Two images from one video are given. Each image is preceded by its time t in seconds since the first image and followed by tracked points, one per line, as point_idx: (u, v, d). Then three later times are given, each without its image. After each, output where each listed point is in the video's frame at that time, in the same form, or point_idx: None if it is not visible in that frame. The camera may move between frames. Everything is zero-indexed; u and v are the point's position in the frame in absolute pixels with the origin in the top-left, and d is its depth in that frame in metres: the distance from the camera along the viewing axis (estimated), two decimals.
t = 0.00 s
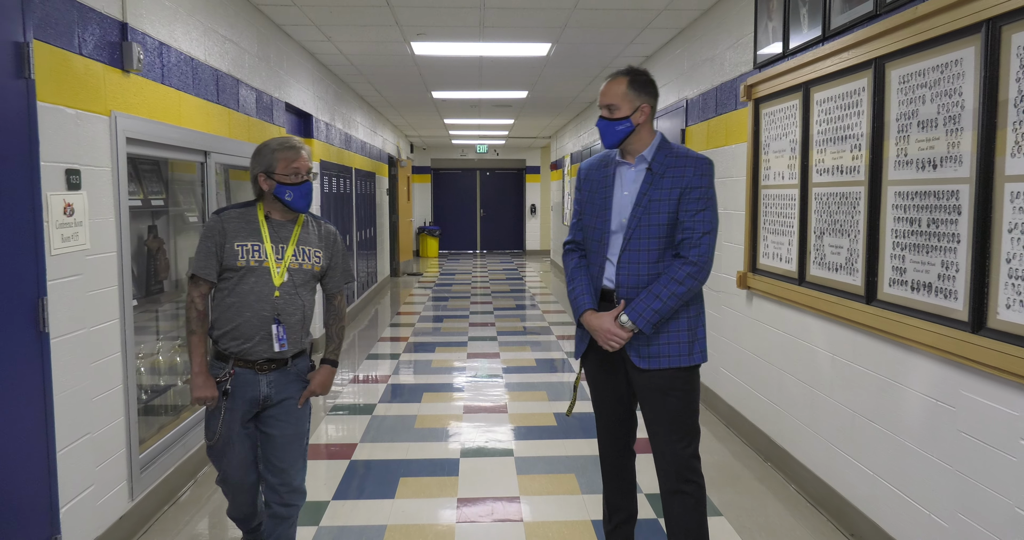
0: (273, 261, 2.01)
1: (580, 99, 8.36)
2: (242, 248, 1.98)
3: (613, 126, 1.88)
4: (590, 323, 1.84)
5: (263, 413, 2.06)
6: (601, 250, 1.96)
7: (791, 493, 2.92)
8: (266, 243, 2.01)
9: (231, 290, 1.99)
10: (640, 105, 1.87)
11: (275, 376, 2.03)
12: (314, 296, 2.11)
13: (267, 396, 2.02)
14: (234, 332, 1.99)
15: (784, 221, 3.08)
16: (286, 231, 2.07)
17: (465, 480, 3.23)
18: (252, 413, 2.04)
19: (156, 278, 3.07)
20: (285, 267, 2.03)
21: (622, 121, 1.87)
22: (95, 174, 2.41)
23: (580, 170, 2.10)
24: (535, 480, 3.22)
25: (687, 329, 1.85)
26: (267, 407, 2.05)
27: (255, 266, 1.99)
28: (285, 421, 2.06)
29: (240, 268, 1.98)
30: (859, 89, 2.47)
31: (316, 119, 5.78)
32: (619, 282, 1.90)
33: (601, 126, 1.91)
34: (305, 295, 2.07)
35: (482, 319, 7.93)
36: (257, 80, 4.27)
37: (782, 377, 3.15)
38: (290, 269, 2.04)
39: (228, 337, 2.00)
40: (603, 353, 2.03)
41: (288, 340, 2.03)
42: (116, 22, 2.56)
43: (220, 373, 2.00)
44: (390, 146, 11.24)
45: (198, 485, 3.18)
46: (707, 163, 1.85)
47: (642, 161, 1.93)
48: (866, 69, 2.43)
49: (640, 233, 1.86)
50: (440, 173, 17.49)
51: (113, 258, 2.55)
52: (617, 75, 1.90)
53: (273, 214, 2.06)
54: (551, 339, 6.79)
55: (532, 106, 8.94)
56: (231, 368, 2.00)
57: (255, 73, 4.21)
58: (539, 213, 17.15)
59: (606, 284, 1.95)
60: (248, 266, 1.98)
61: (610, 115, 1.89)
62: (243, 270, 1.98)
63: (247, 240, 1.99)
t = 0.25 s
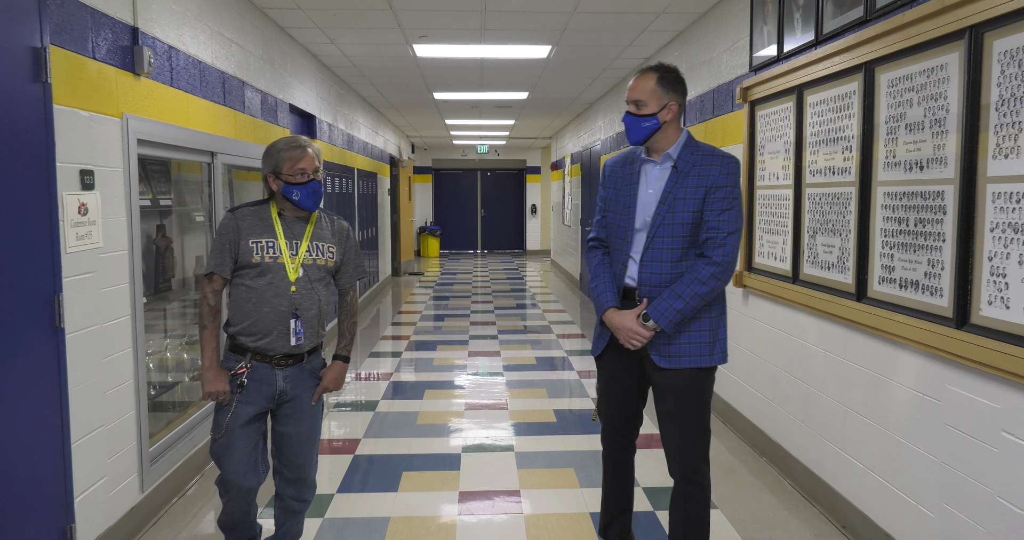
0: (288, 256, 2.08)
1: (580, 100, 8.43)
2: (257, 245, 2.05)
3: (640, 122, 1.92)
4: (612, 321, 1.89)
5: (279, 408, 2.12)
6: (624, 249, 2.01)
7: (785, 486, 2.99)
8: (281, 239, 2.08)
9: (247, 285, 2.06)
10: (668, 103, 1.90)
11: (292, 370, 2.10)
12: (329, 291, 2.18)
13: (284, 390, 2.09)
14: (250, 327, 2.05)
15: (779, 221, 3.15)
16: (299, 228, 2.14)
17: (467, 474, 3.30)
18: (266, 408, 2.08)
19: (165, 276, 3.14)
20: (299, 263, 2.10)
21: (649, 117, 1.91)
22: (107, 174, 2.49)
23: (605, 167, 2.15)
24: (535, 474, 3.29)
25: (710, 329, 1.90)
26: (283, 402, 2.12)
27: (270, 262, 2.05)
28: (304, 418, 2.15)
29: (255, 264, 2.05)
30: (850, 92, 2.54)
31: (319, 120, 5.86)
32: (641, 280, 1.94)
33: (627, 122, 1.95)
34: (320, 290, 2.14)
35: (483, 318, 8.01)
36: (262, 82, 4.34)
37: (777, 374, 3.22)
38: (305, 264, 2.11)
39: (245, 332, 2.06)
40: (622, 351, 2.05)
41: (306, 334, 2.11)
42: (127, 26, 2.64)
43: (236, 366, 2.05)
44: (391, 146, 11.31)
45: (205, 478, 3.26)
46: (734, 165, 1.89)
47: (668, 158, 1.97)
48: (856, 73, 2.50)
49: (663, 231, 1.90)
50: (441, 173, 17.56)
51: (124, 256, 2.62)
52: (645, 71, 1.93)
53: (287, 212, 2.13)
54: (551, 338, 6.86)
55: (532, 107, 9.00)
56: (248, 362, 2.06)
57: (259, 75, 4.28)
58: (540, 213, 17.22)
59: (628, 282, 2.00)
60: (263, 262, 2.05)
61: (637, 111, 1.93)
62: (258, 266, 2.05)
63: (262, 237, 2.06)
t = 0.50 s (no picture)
0: (299, 252, 2.15)
1: (581, 101, 8.49)
2: (269, 240, 2.12)
3: (664, 123, 1.97)
4: (632, 318, 1.92)
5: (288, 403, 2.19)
6: (646, 248, 2.04)
7: (780, 481, 3.06)
8: (292, 235, 2.15)
9: (258, 280, 2.11)
10: (692, 104, 1.96)
11: (301, 365, 2.16)
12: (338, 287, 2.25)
13: (294, 385, 2.15)
14: (262, 321, 2.10)
15: (774, 221, 3.22)
16: (309, 225, 2.22)
17: (468, 469, 3.38)
18: (277, 401, 2.14)
19: (174, 274, 3.22)
20: (310, 259, 2.17)
21: (673, 118, 1.96)
22: (120, 175, 2.56)
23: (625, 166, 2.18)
24: (535, 468, 3.36)
25: (729, 330, 1.94)
26: (292, 398, 2.19)
27: (281, 257, 2.12)
28: (312, 413, 2.22)
29: (267, 259, 2.11)
30: (842, 95, 2.61)
31: (323, 121, 5.93)
32: (662, 279, 1.98)
33: (651, 123, 2.00)
34: (330, 286, 2.21)
35: (485, 317, 8.08)
36: (268, 83, 4.41)
37: (773, 371, 3.29)
38: (315, 260, 2.18)
39: (256, 327, 2.10)
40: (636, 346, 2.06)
41: (316, 328, 2.16)
42: (138, 31, 2.71)
43: (247, 359, 2.10)
44: (393, 146, 11.38)
45: (212, 471, 3.34)
46: (757, 168, 1.93)
47: (691, 159, 2.02)
48: (848, 77, 2.57)
49: (686, 231, 1.94)
50: (443, 173, 17.63)
51: (136, 254, 2.69)
52: (669, 73, 1.98)
53: (298, 209, 2.20)
54: (551, 337, 6.94)
55: (534, 108, 9.06)
56: (259, 355, 2.10)
57: (265, 77, 4.35)
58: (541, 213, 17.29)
59: (649, 280, 2.03)
60: (275, 257, 2.11)
61: (662, 112, 1.98)
62: (271, 260, 2.11)
63: (274, 232, 2.13)
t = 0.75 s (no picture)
0: (303, 250, 2.22)
1: (581, 102, 8.56)
2: (274, 237, 2.19)
3: (674, 125, 1.98)
4: (642, 318, 1.92)
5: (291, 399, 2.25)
6: (655, 249, 2.04)
7: (773, 474, 3.13)
8: (296, 234, 2.22)
9: (264, 277, 2.18)
10: (701, 107, 1.96)
11: (305, 363, 2.23)
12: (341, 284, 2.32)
13: (297, 382, 2.21)
14: (267, 318, 2.17)
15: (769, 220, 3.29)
16: (313, 224, 2.29)
17: (470, 463, 3.45)
18: (280, 397, 2.21)
19: (182, 273, 3.30)
20: (313, 256, 2.23)
21: (683, 121, 1.97)
22: (131, 175, 2.64)
23: (630, 167, 2.17)
24: (535, 462, 3.44)
25: (735, 330, 1.99)
26: (296, 394, 2.25)
27: (286, 255, 2.19)
28: (315, 410, 2.28)
29: (273, 257, 2.18)
30: (833, 98, 2.68)
31: (326, 122, 6.01)
32: (672, 280, 1.98)
33: (661, 125, 2.01)
34: (333, 283, 2.27)
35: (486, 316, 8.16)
36: (272, 85, 4.49)
37: (769, 367, 3.36)
38: (318, 258, 2.24)
39: (262, 324, 2.17)
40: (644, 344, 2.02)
41: (321, 324, 2.24)
42: (149, 36, 2.79)
43: (253, 355, 2.17)
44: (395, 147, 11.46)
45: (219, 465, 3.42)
46: (763, 171, 1.99)
47: (699, 161, 2.03)
48: (838, 80, 2.64)
49: (696, 232, 1.97)
50: (445, 173, 17.71)
51: (146, 253, 2.77)
52: (679, 76, 1.99)
53: (303, 208, 2.27)
54: (551, 336, 7.02)
55: (535, 109, 9.13)
56: (264, 352, 2.17)
57: (270, 79, 4.43)
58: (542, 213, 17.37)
59: (657, 281, 2.03)
60: (280, 255, 2.18)
61: (671, 115, 1.99)
62: (276, 258, 2.18)
63: (279, 230, 2.20)
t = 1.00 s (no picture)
0: (300, 251, 2.26)
1: (582, 103, 8.63)
2: (271, 240, 2.22)
3: (674, 128, 1.99)
4: (651, 320, 1.92)
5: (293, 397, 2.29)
6: (659, 250, 2.05)
7: (768, 469, 3.20)
8: (292, 235, 2.26)
9: (262, 279, 2.22)
10: (700, 110, 1.97)
11: (308, 361, 2.27)
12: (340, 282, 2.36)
13: (300, 380, 2.25)
14: (268, 319, 2.21)
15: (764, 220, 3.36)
16: (309, 224, 2.33)
17: (471, 457, 3.52)
18: (284, 395, 2.26)
19: (189, 271, 3.37)
20: (310, 256, 2.27)
21: (682, 124, 1.98)
22: (142, 176, 2.72)
23: (627, 168, 2.16)
24: (534, 457, 3.52)
25: (739, 329, 2.03)
26: (298, 392, 2.29)
27: (283, 256, 2.23)
28: (318, 404, 2.32)
29: (270, 259, 2.22)
30: (825, 101, 2.75)
31: (329, 123, 6.08)
32: (678, 281, 2.01)
33: (660, 129, 2.02)
34: (331, 281, 2.31)
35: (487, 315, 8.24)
36: (277, 87, 4.56)
37: (765, 364, 3.43)
38: (315, 257, 2.28)
39: (264, 325, 2.21)
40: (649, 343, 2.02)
41: (318, 323, 2.28)
42: (158, 41, 2.86)
43: (256, 356, 2.21)
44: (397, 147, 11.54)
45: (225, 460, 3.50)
46: (761, 172, 2.04)
47: (700, 163, 2.05)
48: (829, 83, 2.71)
49: (700, 233, 2.00)
50: (446, 174, 17.79)
51: (155, 252, 2.84)
52: (677, 78, 2.00)
53: (297, 209, 2.31)
54: (552, 334, 7.10)
55: (536, 109, 9.20)
56: (267, 352, 2.21)
57: (274, 81, 4.50)
58: (543, 213, 17.44)
59: (663, 282, 2.05)
60: (277, 256, 2.22)
61: (670, 118, 2.00)
62: (274, 260, 2.22)
63: (275, 232, 2.23)
